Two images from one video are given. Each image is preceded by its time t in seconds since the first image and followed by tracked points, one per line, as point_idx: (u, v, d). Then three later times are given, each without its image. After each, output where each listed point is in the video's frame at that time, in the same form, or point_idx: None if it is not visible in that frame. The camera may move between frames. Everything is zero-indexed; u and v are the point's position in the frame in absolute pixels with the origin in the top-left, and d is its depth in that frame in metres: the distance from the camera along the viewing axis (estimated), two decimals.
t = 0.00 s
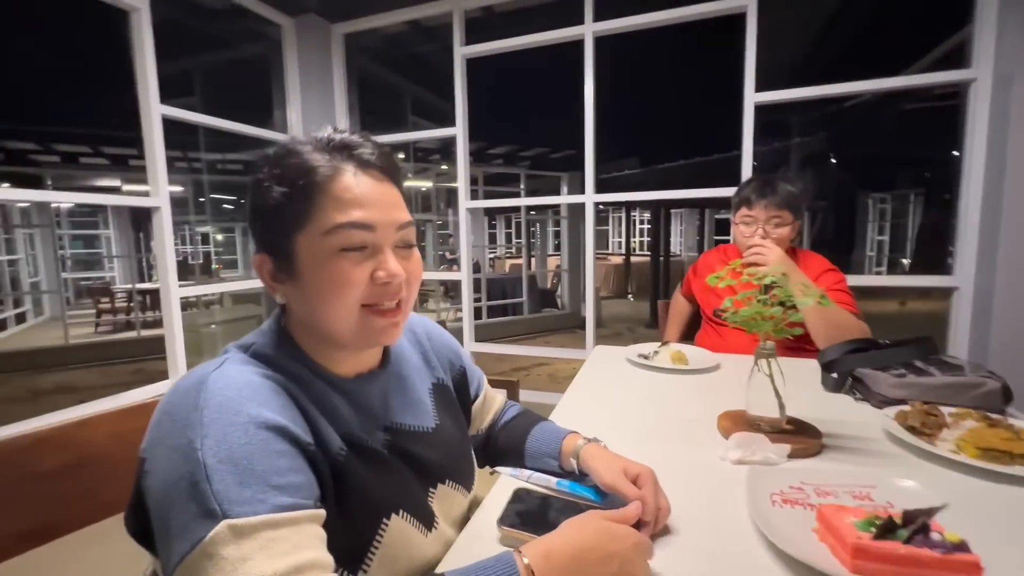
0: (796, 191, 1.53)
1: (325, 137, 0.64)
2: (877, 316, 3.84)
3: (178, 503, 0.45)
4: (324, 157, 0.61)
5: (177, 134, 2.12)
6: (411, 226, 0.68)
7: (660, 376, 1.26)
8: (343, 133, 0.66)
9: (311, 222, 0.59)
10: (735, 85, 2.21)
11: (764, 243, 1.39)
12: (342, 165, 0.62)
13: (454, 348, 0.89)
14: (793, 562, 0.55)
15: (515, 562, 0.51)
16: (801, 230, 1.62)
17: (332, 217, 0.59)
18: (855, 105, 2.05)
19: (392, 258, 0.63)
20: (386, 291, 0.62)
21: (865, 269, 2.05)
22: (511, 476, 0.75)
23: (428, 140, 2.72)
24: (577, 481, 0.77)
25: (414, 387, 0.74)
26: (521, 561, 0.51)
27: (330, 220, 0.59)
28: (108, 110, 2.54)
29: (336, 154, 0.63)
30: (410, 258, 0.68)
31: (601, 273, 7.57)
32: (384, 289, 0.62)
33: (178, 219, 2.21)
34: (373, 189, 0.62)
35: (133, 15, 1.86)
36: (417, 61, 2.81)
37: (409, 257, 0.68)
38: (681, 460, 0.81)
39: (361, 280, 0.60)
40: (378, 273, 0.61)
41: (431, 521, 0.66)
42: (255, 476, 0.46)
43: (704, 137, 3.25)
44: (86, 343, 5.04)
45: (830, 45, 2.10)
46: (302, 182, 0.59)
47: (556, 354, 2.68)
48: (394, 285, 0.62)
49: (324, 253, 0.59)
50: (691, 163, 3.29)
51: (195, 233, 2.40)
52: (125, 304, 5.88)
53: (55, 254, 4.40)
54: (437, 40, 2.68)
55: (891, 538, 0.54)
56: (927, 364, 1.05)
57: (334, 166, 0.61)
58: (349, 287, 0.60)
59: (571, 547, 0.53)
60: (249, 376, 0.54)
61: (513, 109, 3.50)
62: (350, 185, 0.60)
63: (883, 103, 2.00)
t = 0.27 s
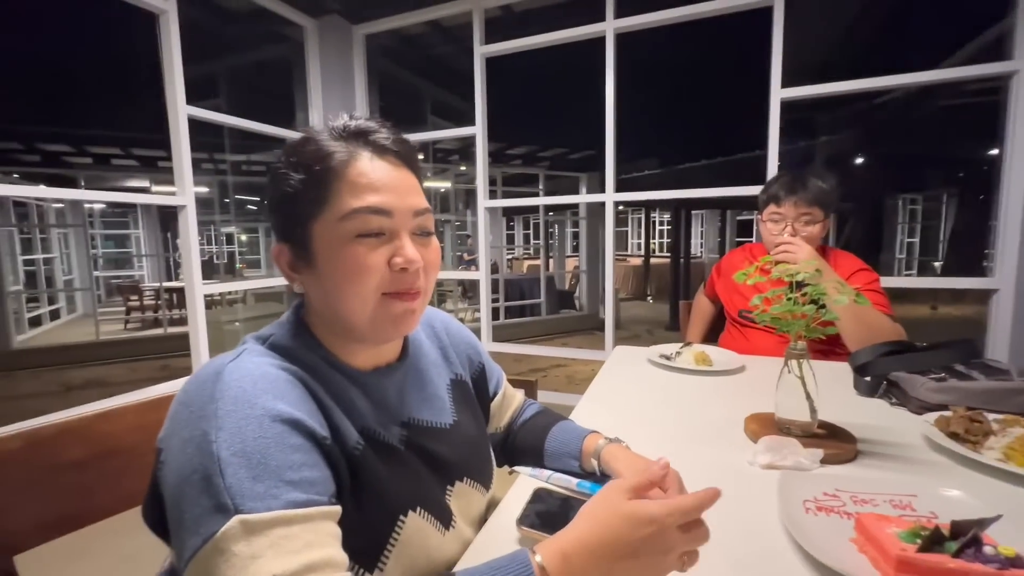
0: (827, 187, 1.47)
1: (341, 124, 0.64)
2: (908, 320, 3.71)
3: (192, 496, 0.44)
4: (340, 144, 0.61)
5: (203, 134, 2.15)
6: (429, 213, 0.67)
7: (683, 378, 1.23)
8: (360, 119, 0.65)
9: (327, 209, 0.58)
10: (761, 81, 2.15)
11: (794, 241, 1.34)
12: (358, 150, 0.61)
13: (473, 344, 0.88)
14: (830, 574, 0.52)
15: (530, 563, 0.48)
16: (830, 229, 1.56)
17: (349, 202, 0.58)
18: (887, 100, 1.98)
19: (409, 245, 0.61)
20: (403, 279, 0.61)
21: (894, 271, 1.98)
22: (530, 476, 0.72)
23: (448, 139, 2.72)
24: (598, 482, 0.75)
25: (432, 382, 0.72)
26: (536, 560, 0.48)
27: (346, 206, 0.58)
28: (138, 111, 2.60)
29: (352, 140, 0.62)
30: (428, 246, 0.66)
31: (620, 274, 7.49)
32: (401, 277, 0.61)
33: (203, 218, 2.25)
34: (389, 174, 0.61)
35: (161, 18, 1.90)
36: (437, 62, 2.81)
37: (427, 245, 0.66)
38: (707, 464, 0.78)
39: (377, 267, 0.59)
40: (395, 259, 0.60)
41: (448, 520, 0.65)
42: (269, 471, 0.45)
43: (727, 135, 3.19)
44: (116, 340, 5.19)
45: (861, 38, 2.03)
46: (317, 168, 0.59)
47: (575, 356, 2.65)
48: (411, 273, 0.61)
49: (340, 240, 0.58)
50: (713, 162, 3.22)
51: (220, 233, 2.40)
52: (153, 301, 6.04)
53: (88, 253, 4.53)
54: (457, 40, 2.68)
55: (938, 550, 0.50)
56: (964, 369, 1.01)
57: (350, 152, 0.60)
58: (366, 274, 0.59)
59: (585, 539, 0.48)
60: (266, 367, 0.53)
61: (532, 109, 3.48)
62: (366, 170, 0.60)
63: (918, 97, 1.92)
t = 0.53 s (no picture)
0: (842, 193, 1.45)
1: (343, 130, 0.64)
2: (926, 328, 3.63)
3: (195, 506, 0.44)
4: (342, 148, 0.61)
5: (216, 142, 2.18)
6: (434, 216, 0.66)
7: (695, 386, 1.21)
8: (362, 124, 0.65)
9: (330, 213, 0.58)
10: (773, 87, 2.13)
11: (809, 246, 1.32)
12: (360, 155, 0.61)
13: (480, 350, 0.87)
14: None
15: None
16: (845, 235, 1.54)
17: (351, 206, 0.58)
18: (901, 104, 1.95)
19: (413, 248, 0.61)
20: (407, 283, 0.60)
21: (910, 278, 1.95)
22: (540, 486, 0.71)
23: (458, 146, 2.73)
24: (609, 493, 0.73)
25: (438, 388, 0.71)
26: None
27: (348, 210, 0.58)
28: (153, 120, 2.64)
29: (354, 145, 0.62)
30: (433, 249, 0.65)
31: (629, 281, 7.45)
32: (404, 281, 0.60)
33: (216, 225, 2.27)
34: (392, 177, 0.61)
35: (177, 28, 1.92)
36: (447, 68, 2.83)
37: (433, 248, 0.66)
38: (720, 475, 0.76)
39: (380, 271, 0.58)
40: (398, 263, 0.59)
41: (455, 530, 0.63)
42: (272, 480, 0.44)
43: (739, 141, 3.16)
44: (130, 344, 5.25)
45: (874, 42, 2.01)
46: (319, 173, 0.59)
47: (585, 362, 2.62)
48: (416, 276, 0.60)
49: (343, 244, 0.58)
50: (724, 167, 3.20)
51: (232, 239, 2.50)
52: (167, 306, 6.12)
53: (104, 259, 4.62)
54: (467, 47, 2.70)
55: (965, 570, 0.48)
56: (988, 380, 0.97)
57: (352, 156, 0.60)
58: (369, 278, 0.58)
59: (591, 574, 0.42)
60: (271, 374, 0.52)
61: (542, 115, 3.48)
62: (368, 174, 0.60)
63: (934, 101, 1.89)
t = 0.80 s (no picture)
0: (845, 198, 1.45)
1: (347, 140, 0.65)
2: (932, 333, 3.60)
3: (209, 511, 0.45)
4: (346, 158, 0.62)
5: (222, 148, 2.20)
6: (437, 222, 0.67)
7: (699, 391, 1.21)
8: (365, 134, 0.66)
9: (335, 221, 0.59)
10: (775, 92, 2.14)
11: (812, 251, 1.32)
12: (363, 164, 0.62)
13: (484, 356, 0.87)
14: None
15: None
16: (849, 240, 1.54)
17: (355, 213, 0.59)
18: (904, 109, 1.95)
19: (417, 253, 0.62)
20: (412, 288, 0.61)
21: (915, 282, 1.94)
22: (546, 491, 0.71)
23: (461, 151, 2.74)
24: (613, 498, 0.73)
25: (444, 393, 0.72)
26: None
27: (353, 217, 0.59)
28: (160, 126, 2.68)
29: (357, 155, 0.63)
30: (437, 255, 0.66)
31: (633, 285, 7.43)
32: (409, 286, 0.60)
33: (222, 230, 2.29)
34: (394, 185, 0.62)
35: (185, 36, 1.96)
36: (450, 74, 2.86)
37: (436, 253, 0.67)
38: (724, 481, 0.76)
39: (385, 276, 0.59)
40: (402, 268, 0.60)
41: (462, 535, 0.64)
42: (284, 485, 0.45)
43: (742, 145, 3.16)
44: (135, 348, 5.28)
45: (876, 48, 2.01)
46: (325, 183, 0.60)
47: (588, 367, 2.62)
48: (421, 281, 0.61)
49: (348, 250, 0.59)
50: (728, 172, 3.20)
51: (237, 244, 2.55)
52: (173, 311, 6.16)
53: (110, 263, 4.65)
54: (470, 53, 2.71)
55: None
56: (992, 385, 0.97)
57: (355, 165, 0.61)
58: (374, 283, 0.59)
59: None
60: (282, 381, 0.53)
61: (545, 121, 3.50)
62: (372, 182, 0.61)
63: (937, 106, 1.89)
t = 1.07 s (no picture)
0: (841, 204, 1.46)
1: (349, 149, 0.65)
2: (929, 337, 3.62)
3: (210, 519, 0.45)
4: (348, 167, 0.62)
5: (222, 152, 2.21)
6: (438, 231, 0.67)
7: (698, 396, 1.21)
8: (367, 143, 0.67)
9: (338, 230, 0.59)
10: (772, 98, 2.16)
11: (810, 256, 1.33)
12: (365, 173, 0.62)
13: (484, 362, 0.87)
14: None
15: None
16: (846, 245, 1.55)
17: (357, 223, 0.59)
18: (900, 115, 1.97)
19: (418, 262, 0.62)
20: (413, 296, 0.61)
21: (913, 286, 1.95)
22: (546, 498, 0.71)
23: (460, 156, 2.75)
24: (612, 504, 0.74)
25: (443, 400, 0.72)
26: None
27: (355, 226, 0.59)
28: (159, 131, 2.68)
29: (359, 164, 0.64)
30: (438, 263, 0.67)
31: (632, 289, 7.44)
32: (410, 295, 0.61)
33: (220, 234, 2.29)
34: (396, 194, 0.62)
35: (185, 42, 1.96)
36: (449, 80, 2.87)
37: (437, 261, 0.67)
38: (722, 486, 0.77)
39: (386, 285, 0.60)
40: (403, 277, 0.60)
41: (461, 541, 0.64)
42: (284, 494, 0.45)
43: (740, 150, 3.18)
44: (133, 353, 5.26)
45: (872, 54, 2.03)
46: (327, 192, 0.60)
47: (587, 372, 2.63)
48: (421, 290, 0.61)
49: (350, 259, 0.59)
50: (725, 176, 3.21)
51: (236, 248, 2.52)
52: (170, 315, 6.14)
53: (108, 268, 4.65)
54: (469, 59, 2.72)
55: None
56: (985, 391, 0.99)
57: (358, 175, 0.62)
58: (375, 292, 0.59)
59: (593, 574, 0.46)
60: (284, 389, 0.53)
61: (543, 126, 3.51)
62: (374, 191, 0.61)
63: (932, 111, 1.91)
